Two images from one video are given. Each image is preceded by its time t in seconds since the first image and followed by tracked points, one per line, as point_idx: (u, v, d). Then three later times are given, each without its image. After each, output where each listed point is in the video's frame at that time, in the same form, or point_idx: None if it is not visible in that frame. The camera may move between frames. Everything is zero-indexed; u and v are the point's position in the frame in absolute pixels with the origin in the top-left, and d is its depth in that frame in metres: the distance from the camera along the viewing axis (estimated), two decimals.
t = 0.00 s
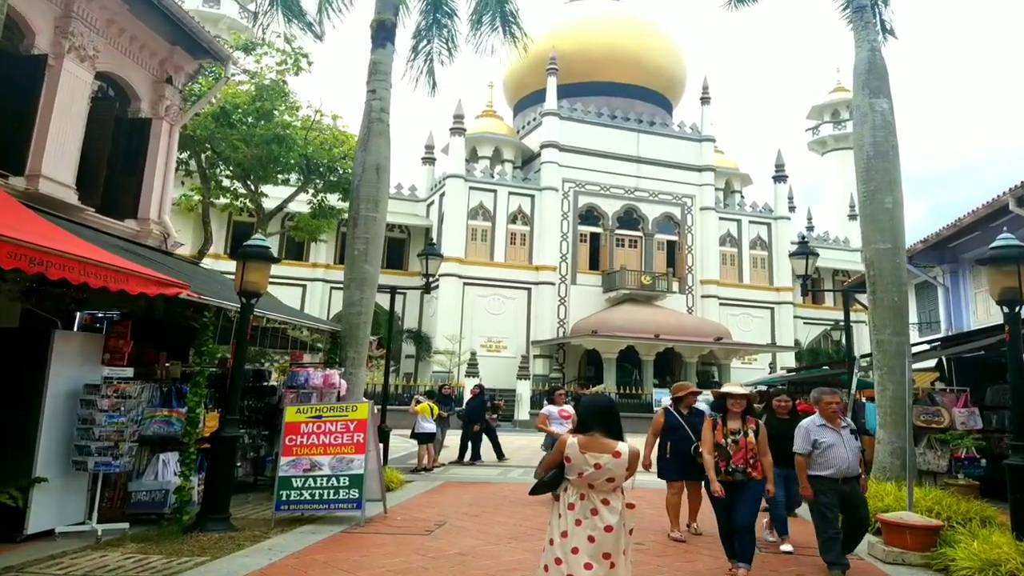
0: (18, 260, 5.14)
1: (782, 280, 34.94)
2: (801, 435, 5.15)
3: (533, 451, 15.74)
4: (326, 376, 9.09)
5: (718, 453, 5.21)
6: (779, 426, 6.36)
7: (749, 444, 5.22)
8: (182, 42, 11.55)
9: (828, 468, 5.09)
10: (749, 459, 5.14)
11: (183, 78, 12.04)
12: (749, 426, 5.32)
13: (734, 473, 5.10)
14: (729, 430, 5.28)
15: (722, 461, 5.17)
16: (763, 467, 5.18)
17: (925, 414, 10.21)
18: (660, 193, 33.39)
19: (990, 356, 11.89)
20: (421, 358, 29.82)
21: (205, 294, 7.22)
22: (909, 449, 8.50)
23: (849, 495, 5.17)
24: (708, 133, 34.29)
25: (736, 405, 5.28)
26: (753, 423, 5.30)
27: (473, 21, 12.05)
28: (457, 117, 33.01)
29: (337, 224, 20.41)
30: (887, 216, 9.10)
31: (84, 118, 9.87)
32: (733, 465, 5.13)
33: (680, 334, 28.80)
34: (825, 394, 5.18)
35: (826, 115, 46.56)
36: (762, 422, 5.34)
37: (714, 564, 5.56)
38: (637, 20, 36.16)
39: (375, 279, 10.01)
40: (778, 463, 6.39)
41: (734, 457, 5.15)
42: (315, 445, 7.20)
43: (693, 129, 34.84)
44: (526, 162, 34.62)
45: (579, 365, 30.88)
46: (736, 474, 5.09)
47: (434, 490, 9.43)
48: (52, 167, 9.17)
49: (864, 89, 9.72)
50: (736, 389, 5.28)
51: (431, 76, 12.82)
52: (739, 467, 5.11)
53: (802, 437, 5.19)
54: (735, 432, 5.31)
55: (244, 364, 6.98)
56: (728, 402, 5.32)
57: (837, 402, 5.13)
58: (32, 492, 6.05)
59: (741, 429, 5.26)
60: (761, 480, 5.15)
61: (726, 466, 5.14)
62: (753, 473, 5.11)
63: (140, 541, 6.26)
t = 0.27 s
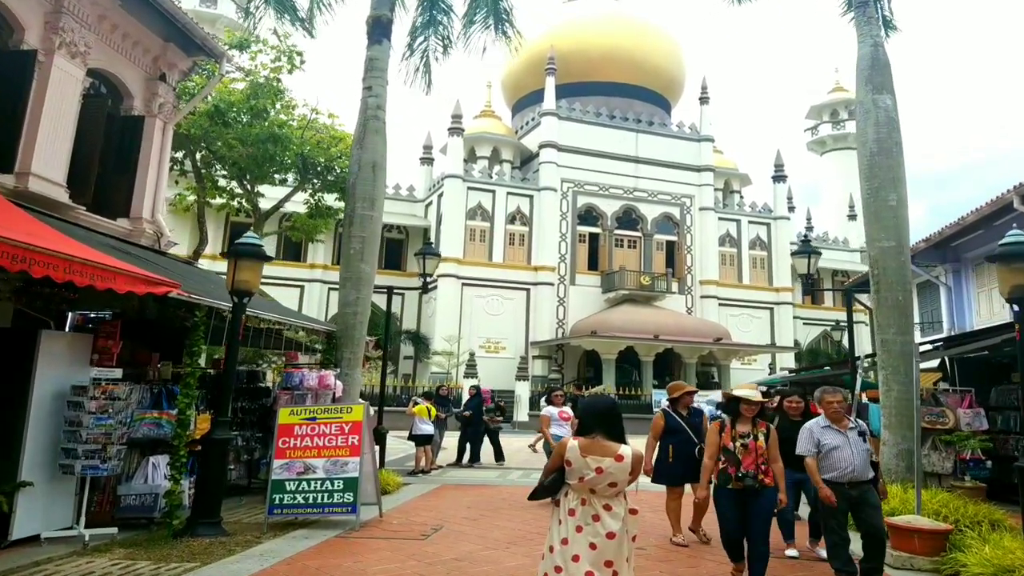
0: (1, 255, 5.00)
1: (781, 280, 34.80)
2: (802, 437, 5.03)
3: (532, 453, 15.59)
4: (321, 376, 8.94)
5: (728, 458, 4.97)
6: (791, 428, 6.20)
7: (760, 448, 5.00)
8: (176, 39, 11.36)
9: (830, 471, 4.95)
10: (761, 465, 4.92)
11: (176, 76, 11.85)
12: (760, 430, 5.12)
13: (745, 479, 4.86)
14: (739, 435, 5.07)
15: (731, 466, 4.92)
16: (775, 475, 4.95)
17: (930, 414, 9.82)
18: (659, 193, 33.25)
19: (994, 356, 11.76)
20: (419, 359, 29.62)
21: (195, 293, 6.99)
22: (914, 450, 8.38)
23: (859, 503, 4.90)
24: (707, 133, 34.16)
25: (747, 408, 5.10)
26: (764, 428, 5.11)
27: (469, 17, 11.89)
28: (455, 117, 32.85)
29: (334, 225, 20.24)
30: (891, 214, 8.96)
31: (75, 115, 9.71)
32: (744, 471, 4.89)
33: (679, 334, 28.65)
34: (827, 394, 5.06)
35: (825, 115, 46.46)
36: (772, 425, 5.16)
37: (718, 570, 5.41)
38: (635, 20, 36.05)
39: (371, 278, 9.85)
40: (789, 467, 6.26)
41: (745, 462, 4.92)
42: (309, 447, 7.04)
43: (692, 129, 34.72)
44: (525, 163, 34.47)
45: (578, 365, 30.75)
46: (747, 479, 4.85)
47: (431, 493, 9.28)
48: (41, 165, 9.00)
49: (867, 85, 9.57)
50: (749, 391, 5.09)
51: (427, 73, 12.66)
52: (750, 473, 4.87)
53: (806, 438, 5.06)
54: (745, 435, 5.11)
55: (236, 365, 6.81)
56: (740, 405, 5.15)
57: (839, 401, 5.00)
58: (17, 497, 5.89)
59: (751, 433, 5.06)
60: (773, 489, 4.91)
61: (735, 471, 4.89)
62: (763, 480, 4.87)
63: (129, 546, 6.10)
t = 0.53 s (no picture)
0: None
1: (782, 279, 34.63)
2: (810, 440, 4.66)
3: (531, 453, 15.42)
4: (316, 376, 8.83)
5: (738, 461, 4.49)
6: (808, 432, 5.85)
7: (771, 452, 4.56)
8: (169, 34, 11.19)
9: (838, 476, 4.54)
10: (774, 470, 4.48)
11: (170, 71, 11.68)
12: (771, 431, 4.64)
13: (759, 485, 4.41)
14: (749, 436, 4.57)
15: (743, 471, 4.45)
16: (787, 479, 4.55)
17: (935, 414, 9.75)
18: (659, 192, 33.09)
19: (999, 354, 11.59)
20: (419, 359, 29.49)
21: (185, 290, 6.79)
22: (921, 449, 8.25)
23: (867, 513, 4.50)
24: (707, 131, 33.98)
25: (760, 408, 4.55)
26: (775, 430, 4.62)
27: (466, 12, 11.73)
28: (454, 115, 32.67)
29: (332, 223, 20.08)
30: (896, 210, 8.79)
31: (66, 111, 9.53)
32: (757, 476, 4.45)
33: (679, 333, 28.49)
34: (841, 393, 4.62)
35: (825, 114, 46.30)
36: (783, 426, 4.68)
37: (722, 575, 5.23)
38: (635, 18, 35.87)
39: (367, 276, 9.68)
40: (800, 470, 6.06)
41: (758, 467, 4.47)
42: (302, 448, 6.88)
43: (692, 127, 34.55)
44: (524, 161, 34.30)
45: (578, 365, 30.63)
46: (762, 486, 4.41)
47: (428, 495, 9.11)
48: (30, 161, 8.82)
49: (871, 78, 9.40)
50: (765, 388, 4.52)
51: (425, 68, 12.50)
52: (764, 479, 4.43)
53: (815, 440, 4.69)
54: (754, 437, 4.62)
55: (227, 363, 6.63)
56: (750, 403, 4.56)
57: (852, 402, 4.54)
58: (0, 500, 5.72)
59: (763, 434, 4.58)
60: (783, 493, 4.53)
61: (748, 477, 4.44)
62: (777, 487, 4.45)
63: (116, 550, 5.92)
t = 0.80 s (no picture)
0: None
1: (783, 279, 34.50)
2: (828, 442, 4.43)
3: (530, 454, 15.28)
4: (311, 376, 8.87)
5: (747, 470, 4.31)
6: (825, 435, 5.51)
7: (780, 461, 4.41)
8: (165, 30, 11.04)
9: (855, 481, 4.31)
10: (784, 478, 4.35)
11: (166, 68, 11.54)
12: (777, 438, 4.50)
13: (774, 495, 4.26)
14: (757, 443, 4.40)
15: (754, 480, 4.28)
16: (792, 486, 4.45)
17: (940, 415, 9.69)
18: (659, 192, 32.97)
19: (1003, 355, 11.46)
20: (418, 359, 29.36)
21: (176, 288, 6.63)
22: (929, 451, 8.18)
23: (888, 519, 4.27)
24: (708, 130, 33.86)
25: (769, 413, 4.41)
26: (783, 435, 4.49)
27: (465, 8, 11.60)
28: (454, 114, 32.53)
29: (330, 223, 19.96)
30: (902, 208, 8.66)
31: (59, 107, 9.38)
32: (769, 484, 4.29)
33: (680, 333, 28.37)
34: (864, 394, 4.38)
35: (826, 114, 46.18)
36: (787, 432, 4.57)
37: None
38: (635, 17, 35.73)
39: (364, 274, 9.54)
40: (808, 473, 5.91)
41: (768, 475, 4.31)
42: (297, 450, 6.74)
43: (693, 126, 34.41)
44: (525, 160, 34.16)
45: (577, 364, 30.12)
46: (776, 496, 4.25)
47: (426, 497, 8.98)
48: (23, 158, 8.69)
49: (875, 75, 9.26)
50: (777, 391, 4.34)
51: (425, 66, 12.36)
52: (777, 489, 4.28)
53: (833, 443, 4.45)
54: (761, 444, 4.45)
55: (219, 364, 6.47)
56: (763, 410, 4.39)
57: (877, 403, 4.30)
58: None
59: (771, 441, 4.43)
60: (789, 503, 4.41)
61: (760, 487, 4.27)
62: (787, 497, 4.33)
63: (105, 554, 5.79)
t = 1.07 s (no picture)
0: None
1: (784, 280, 34.33)
2: (852, 446, 4.25)
3: (530, 456, 15.09)
4: (307, 377, 8.68)
5: (762, 477, 4.09)
6: (852, 439, 4.81)
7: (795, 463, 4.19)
8: (160, 24, 10.84)
9: (882, 487, 4.13)
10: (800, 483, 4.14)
11: (160, 62, 11.35)
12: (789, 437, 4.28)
13: (792, 502, 4.05)
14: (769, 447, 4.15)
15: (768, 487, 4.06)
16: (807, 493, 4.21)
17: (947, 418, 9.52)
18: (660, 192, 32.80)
19: (1009, 356, 11.30)
20: (417, 360, 29.16)
21: (166, 285, 6.44)
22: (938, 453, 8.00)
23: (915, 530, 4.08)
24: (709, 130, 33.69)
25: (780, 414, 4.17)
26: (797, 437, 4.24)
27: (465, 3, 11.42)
28: (453, 114, 32.34)
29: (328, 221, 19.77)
30: (910, 205, 8.49)
31: (51, 101, 9.18)
32: (785, 492, 4.06)
33: (680, 334, 28.20)
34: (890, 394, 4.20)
35: (827, 114, 46.05)
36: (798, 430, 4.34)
37: None
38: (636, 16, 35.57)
39: (361, 273, 9.35)
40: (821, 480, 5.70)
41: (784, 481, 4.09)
42: (291, 452, 6.56)
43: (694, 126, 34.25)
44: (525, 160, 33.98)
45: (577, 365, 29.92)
46: (795, 502, 4.04)
47: (423, 500, 8.79)
48: (12, 153, 8.49)
49: (883, 70, 9.09)
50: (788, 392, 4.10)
51: (426, 61, 12.17)
52: (794, 494, 4.07)
53: (857, 446, 4.28)
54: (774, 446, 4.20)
55: (210, 364, 6.27)
56: (777, 412, 4.15)
57: (905, 405, 4.12)
58: None
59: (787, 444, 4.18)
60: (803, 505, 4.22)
61: (776, 495, 4.04)
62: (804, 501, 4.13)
63: (92, 560, 5.60)
